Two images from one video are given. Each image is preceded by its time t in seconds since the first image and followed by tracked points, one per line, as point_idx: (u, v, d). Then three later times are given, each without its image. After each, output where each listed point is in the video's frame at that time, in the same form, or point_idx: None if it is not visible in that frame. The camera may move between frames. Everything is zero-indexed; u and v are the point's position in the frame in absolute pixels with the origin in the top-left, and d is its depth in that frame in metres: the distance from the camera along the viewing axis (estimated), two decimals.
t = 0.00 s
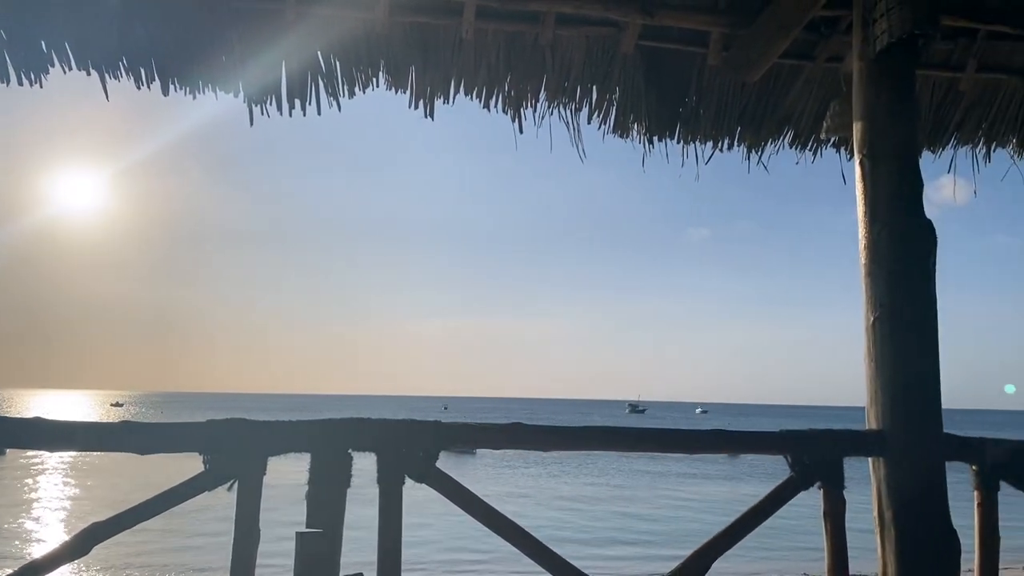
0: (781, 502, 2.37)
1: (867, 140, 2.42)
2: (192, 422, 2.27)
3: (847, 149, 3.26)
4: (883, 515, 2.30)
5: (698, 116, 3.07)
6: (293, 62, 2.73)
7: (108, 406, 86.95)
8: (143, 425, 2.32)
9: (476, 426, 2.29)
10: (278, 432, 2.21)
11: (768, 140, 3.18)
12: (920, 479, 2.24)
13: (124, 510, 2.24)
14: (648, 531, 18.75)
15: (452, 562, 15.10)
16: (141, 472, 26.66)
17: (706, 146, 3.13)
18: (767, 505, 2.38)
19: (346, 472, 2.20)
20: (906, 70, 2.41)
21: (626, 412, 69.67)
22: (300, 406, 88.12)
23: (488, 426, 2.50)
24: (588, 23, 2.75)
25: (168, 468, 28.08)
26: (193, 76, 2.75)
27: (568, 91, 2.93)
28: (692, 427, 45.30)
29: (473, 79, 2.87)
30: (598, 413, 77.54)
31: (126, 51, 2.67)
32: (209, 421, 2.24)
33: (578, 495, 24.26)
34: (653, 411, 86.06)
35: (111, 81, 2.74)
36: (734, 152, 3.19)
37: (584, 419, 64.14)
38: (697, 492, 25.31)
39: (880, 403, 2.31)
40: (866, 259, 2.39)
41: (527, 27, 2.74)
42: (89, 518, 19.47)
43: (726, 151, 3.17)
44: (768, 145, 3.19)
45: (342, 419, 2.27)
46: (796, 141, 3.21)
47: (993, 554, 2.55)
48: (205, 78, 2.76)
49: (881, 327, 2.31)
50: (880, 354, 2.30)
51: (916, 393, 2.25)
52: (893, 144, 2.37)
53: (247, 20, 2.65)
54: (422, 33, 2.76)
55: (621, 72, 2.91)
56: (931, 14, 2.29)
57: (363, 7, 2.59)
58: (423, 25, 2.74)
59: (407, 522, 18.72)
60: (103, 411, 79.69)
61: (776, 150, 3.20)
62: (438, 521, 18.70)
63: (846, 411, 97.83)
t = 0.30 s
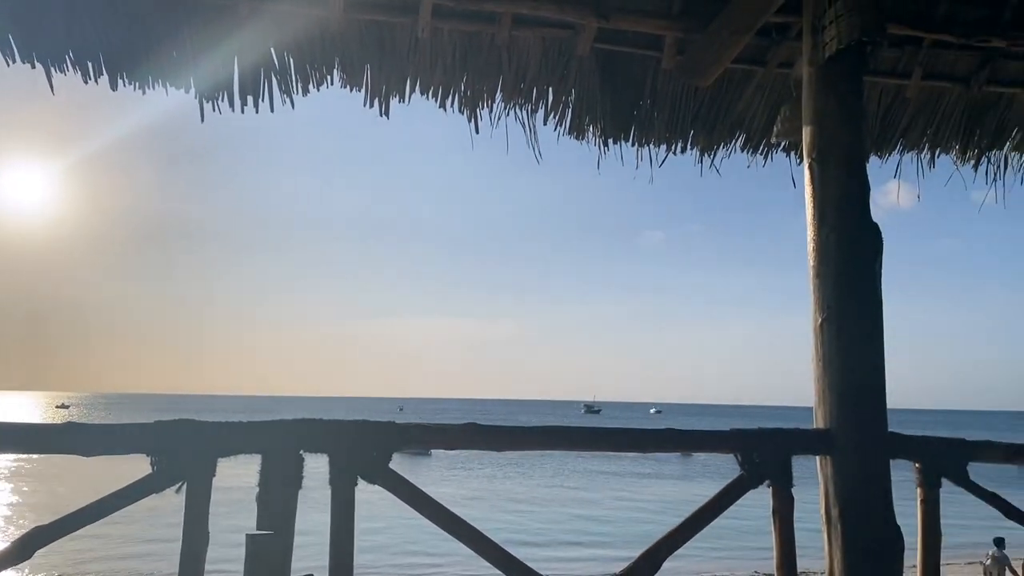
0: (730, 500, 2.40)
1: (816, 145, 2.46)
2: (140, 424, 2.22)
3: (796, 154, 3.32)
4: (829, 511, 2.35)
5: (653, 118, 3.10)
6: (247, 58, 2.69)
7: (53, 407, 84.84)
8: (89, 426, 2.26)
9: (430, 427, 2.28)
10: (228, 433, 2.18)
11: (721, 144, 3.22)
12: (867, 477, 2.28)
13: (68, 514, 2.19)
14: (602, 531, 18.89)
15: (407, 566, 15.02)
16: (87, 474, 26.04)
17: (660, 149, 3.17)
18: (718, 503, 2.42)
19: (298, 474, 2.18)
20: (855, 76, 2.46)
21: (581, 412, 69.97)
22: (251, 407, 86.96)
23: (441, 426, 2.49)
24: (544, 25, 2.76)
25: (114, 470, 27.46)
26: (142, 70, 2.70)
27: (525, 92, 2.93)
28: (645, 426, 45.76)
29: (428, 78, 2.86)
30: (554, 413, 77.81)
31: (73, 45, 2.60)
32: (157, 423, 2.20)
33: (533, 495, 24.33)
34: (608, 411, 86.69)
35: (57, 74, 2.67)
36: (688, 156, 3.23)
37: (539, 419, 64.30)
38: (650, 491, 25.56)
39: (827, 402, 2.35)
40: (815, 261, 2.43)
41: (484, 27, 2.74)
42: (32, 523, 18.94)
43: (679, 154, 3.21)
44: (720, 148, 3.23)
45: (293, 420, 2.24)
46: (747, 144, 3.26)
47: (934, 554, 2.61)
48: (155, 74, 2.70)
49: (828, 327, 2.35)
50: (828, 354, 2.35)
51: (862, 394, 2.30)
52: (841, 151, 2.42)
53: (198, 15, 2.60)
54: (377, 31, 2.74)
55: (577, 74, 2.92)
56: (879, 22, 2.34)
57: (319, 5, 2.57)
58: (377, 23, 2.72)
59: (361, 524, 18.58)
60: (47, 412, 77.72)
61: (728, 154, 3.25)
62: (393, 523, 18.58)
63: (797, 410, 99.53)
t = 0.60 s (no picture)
0: (678, 500, 2.43)
1: (764, 149, 2.50)
2: (77, 424, 2.16)
3: (745, 158, 3.38)
4: (775, 508, 2.38)
5: (605, 121, 3.12)
6: (193, 54, 2.64)
7: None
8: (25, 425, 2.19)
9: (381, 427, 2.25)
10: (171, 434, 2.14)
11: (671, 147, 3.26)
12: (813, 475, 2.32)
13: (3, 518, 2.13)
14: (553, 532, 18.96)
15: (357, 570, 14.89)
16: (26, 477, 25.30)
17: (612, 151, 3.19)
18: (664, 501, 2.45)
19: (245, 474, 2.14)
20: (801, 82, 2.50)
21: (533, 413, 70.24)
22: (199, 409, 85.47)
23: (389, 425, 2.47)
24: (497, 25, 2.77)
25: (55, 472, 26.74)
26: (86, 65, 2.63)
27: (479, 92, 2.92)
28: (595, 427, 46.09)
29: (379, 76, 2.83)
30: (506, 414, 77.93)
31: (11, 37, 2.52)
32: (98, 422, 2.14)
33: (485, 496, 24.32)
34: (560, 411, 87.09)
35: None
36: (639, 158, 3.25)
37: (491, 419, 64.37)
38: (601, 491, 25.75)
39: (774, 402, 2.39)
40: (761, 262, 2.47)
41: (437, 25, 2.73)
42: None
43: (631, 157, 3.23)
44: (671, 152, 3.27)
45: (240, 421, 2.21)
46: (697, 148, 3.29)
47: (875, 553, 2.66)
48: (98, 69, 2.64)
49: (774, 328, 2.39)
50: (773, 356, 2.39)
51: (806, 393, 2.35)
52: (789, 154, 2.46)
53: (143, 8, 2.55)
54: (328, 25, 2.72)
55: (530, 76, 2.92)
56: (825, 29, 2.38)
57: None
58: (329, 19, 2.70)
59: (312, 527, 18.35)
60: None
61: (678, 157, 3.28)
62: (343, 527, 18.40)
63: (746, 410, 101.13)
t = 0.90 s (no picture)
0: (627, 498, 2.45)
1: (712, 151, 2.53)
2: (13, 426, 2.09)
3: (694, 161, 3.42)
4: (722, 506, 2.41)
5: (557, 122, 3.13)
6: (138, 47, 2.57)
7: None
8: None
9: (328, 429, 2.22)
10: (112, 436, 2.08)
11: (623, 148, 3.28)
12: (758, 473, 2.36)
13: None
14: (505, 533, 18.99)
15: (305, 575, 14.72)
16: None
17: (565, 152, 3.21)
18: (615, 499, 2.47)
19: (189, 477, 2.10)
20: (749, 85, 2.54)
21: (486, 413, 70.26)
22: (143, 412, 83.62)
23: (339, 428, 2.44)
24: (449, 24, 2.76)
25: None
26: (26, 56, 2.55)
27: (430, 91, 2.91)
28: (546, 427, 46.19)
29: (330, 74, 2.81)
30: (459, 415, 77.81)
31: None
32: (36, 425, 2.07)
33: (437, 498, 24.23)
34: (512, 412, 87.20)
35: None
36: (592, 160, 3.27)
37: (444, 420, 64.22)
38: (552, 491, 25.85)
39: (720, 401, 2.42)
40: (708, 263, 2.51)
41: (389, 23, 2.71)
42: None
43: (582, 158, 3.25)
44: (622, 154, 3.29)
45: (185, 420, 2.16)
46: (648, 150, 3.33)
47: (819, 548, 2.70)
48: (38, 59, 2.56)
49: (721, 327, 2.42)
50: (720, 354, 2.42)
51: (753, 392, 2.38)
52: (736, 157, 2.49)
53: None
54: (278, 21, 2.69)
55: (481, 76, 2.92)
56: (772, 34, 2.42)
57: None
58: (279, 13, 2.66)
59: (260, 531, 18.10)
60: None
61: (629, 159, 3.31)
62: (292, 532, 18.18)
63: (695, 410, 102.41)
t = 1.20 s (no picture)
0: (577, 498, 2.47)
1: (663, 153, 2.56)
2: None
3: (646, 163, 3.45)
4: (672, 504, 2.44)
5: (510, 123, 3.14)
6: (82, 41, 2.48)
7: None
8: None
9: (277, 429, 2.19)
10: (54, 438, 2.03)
11: (575, 150, 3.30)
12: (708, 471, 2.39)
13: None
14: (456, 535, 18.95)
15: None
16: None
17: (518, 153, 3.22)
18: (567, 499, 2.48)
19: (133, 480, 2.06)
20: (699, 89, 2.57)
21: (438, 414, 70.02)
22: (86, 414, 81.57)
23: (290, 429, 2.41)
24: (401, 23, 2.75)
25: None
26: None
27: (382, 90, 2.90)
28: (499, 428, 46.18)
29: (282, 71, 2.77)
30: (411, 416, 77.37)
31: None
32: None
33: (388, 500, 24.08)
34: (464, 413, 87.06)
35: None
36: (544, 160, 3.28)
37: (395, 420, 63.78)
38: (503, 493, 25.86)
39: (670, 400, 2.45)
40: (659, 263, 2.53)
41: (340, 21, 2.69)
42: None
43: (535, 158, 3.26)
44: (576, 155, 3.31)
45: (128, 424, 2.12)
46: (601, 152, 3.35)
47: (766, 545, 2.75)
48: None
49: (671, 327, 2.46)
50: (670, 352, 2.46)
51: (701, 392, 2.41)
52: (687, 159, 2.52)
53: None
54: (227, 16, 2.64)
55: (434, 75, 2.92)
56: (721, 39, 2.46)
57: None
58: (229, 8, 2.62)
59: (207, 536, 17.80)
60: None
61: (582, 160, 3.33)
62: (241, 537, 17.90)
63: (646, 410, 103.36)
